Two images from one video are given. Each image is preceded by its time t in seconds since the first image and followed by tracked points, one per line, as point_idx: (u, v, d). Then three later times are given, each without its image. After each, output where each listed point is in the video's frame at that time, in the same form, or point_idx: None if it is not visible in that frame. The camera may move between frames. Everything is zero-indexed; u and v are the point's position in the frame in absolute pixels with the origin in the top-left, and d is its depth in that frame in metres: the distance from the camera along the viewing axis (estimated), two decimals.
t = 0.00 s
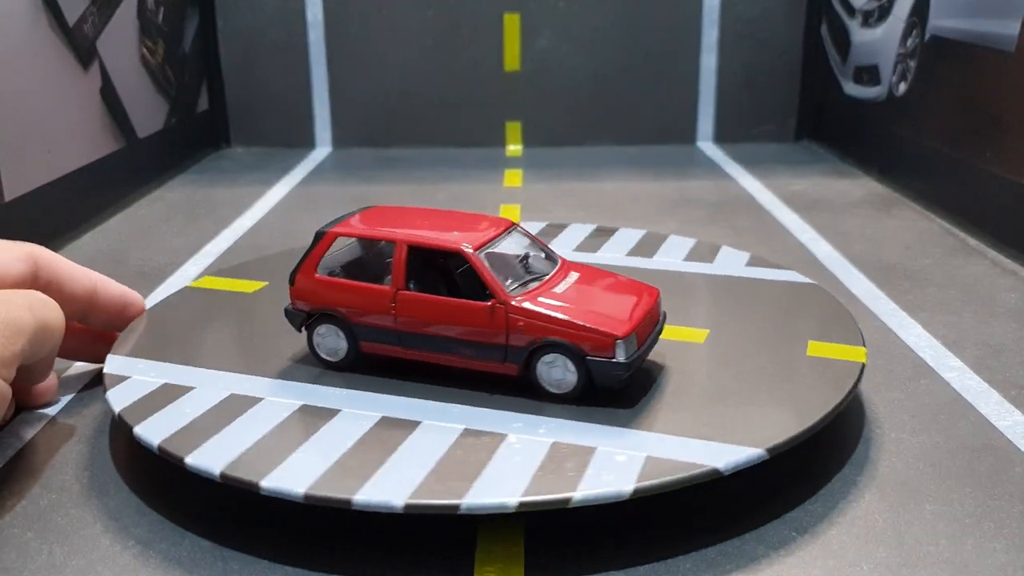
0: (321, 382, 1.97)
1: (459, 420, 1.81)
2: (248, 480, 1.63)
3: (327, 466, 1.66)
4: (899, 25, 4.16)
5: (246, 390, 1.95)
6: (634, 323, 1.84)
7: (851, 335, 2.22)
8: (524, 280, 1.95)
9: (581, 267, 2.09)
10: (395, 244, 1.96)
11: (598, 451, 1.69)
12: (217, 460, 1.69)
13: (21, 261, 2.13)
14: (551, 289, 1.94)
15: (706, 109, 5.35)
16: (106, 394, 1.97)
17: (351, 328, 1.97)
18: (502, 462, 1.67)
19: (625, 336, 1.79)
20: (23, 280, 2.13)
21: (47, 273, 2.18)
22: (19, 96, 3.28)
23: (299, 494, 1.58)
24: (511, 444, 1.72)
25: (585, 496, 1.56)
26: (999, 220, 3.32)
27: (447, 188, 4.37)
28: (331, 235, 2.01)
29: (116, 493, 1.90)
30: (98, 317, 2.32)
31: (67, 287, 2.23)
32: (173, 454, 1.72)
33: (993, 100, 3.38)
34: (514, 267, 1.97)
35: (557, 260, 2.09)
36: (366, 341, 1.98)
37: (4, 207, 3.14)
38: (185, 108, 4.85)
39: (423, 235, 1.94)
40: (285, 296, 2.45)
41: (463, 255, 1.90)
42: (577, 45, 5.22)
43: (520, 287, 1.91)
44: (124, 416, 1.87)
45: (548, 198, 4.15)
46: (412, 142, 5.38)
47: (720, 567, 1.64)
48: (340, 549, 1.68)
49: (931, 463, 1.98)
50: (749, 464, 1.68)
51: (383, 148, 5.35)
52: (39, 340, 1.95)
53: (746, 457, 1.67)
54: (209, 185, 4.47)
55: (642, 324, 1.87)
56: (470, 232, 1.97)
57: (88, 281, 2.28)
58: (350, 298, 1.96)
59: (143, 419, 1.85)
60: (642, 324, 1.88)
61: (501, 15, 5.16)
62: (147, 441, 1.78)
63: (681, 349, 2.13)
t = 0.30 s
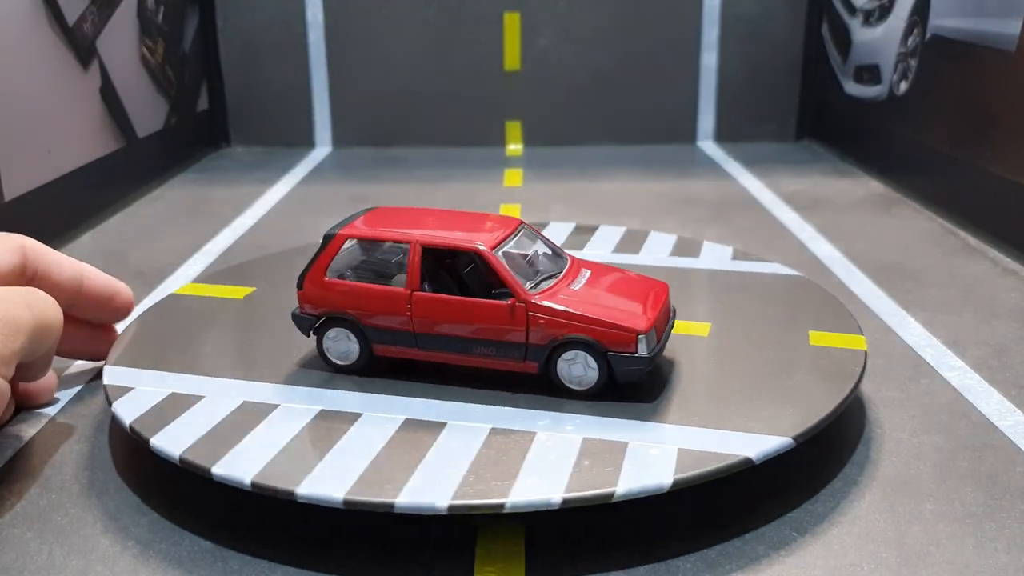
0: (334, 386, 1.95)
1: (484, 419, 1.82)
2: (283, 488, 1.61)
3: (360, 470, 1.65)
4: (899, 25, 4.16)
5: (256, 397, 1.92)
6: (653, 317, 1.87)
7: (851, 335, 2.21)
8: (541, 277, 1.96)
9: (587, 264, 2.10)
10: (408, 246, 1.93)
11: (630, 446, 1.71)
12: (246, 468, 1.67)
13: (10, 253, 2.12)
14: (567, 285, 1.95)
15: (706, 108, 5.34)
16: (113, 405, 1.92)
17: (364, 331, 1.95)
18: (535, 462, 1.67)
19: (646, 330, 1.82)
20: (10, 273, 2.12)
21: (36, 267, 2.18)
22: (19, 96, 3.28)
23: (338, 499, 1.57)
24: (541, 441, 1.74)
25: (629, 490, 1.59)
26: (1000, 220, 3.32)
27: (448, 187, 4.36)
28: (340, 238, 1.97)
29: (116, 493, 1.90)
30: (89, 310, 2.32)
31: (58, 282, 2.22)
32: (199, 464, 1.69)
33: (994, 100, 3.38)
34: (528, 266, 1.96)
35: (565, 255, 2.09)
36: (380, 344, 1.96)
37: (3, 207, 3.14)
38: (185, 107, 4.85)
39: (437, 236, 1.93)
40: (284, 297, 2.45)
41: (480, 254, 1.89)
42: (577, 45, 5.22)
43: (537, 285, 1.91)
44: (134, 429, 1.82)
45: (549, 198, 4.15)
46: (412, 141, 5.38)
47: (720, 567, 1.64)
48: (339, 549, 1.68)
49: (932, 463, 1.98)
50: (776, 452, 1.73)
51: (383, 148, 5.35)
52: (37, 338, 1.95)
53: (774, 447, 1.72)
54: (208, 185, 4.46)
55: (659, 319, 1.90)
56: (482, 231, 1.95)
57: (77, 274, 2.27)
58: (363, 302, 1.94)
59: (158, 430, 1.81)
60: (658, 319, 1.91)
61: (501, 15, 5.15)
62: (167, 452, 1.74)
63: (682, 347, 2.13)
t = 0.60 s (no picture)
0: (337, 387, 1.95)
1: (494, 419, 1.81)
2: (298, 492, 1.61)
3: (376, 471, 1.65)
4: (899, 25, 4.16)
5: (259, 400, 1.91)
6: (661, 315, 1.88)
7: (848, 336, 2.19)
8: (548, 276, 1.96)
9: (590, 263, 2.11)
10: (414, 246, 1.93)
11: (644, 443, 1.72)
12: (259, 472, 1.66)
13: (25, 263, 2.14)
14: (574, 284, 1.96)
15: (706, 108, 5.34)
16: (116, 411, 1.91)
17: (370, 333, 1.94)
18: (549, 461, 1.67)
19: (655, 328, 1.83)
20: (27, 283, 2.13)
21: (49, 274, 2.19)
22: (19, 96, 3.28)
23: (354, 501, 1.57)
24: (555, 440, 1.73)
25: (648, 486, 1.60)
26: (1000, 220, 3.32)
27: (448, 187, 4.36)
28: (345, 240, 1.96)
29: (116, 493, 1.90)
30: (106, 314, 2.33)
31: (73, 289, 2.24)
32: (212, 470, 1.68)
33: (994, 100, 3.37)
34: (535, 265, 1.97)
35: (569, 255, 2.09)
36: (386, 345, 1.95)
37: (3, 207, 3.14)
38: (185, 107, 4.84)
39: (443, 236, 1.92)
40: (285, 297, 2.45)
41: (488, 254, 1.89)
42: (577, 45, 5.22)
43: (544, 284, 1.92)
44: (141, 434, 1.81)
45: (550, 198, 4.15)
46: (412, 141, 5.38)
47: (720, 567, 1.64)
48: (339, 549, 1.68)
49: (932, 463, 1.97)
50: (788, 448, 1.74)
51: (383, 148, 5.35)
52: (39, 341, 1.95)
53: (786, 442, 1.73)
54: (208, 185, 4.45)
55: (665, 317, 1.91)
56: (487, 231, 1.96)
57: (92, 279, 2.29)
58: (369, 303, 1.93)
59: (163, 436, 1.80)
60: (665, 317, 1.92)
61: (501, 15, 5.15)
62: (177, 458, 1.73)
63: (682, 346, 2.13)
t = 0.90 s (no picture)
0: (343, 386, 1.95)
1: (514, 418, 1.82)
2: (332, 498, 1.58)
3: (406, 475, 1.64)
4: (899, 25, 4.16)
5: (270, 406, 1.88)
6: (674, 310, 1.91)
7: (846, 334, 2.18)
8: (561, 274, 1.97)
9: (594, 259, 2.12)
10: (426, 247, 1.92)
11: (669, 438, 1.74)
12: (289, 479, 1.63)
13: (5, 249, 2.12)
14: (585, 280, 1.97)
15: (706, 108, 5.34)
16: (125, 422, 1.85)
17: (383, 335, 1.94)
18: (580, 460, 1.67)
19: (670, 324, 1.85)
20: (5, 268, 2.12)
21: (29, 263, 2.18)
22: (19, 96, 3.28)
23: (392, 504, 1.56)
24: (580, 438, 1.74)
25: (684, 480, 1.62)
26: (1000, 220, 3.31)
27: (448, 187, 4.36)
28: (354, 242, 1.95)
29: (116, 493, 1.90)
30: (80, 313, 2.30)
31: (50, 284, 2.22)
32: (239, 481, 1.65)
33: (994, 100, 3.37)
34: (546, 263, 1.98)
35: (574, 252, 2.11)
36: (399, 348, 1.95)
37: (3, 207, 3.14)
38: (185, 107, 4.85)
39: (456, 237, 1.92)
40: (285, 297, 2.44)
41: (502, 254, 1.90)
42: (578, 44, 5.22)
43: (558, 282, 1.93)
44: (157, 445, 1.77)
45: (549, 198, 4.14)
46: (412, 141, 5.38)
47: (721, 567, 1.64)
48: (338, 550, 1.68)
49: (932, 463, 1.97)
50: (808, 437, 1.77)
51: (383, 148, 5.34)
52: (37, 339, 1.95)
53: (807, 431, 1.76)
54: (207, 185, 4.45)
55: (677, 312, 1.94)
56: (498, 231, 1.96)
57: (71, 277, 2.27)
58: (382, 305, 1.92)
59: (181, 445, 1.76)
60: (677, 312, 1.95)
61: (501, 15, 5.15)
62: (200, 470, 1.69)
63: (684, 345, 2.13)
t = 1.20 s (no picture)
0: (346, 385, 1.94)
1: (538, 415, 1.82)
2: (373, 503, 1.56)
3: (442, 476, 1.62)
4: (899, 25, 4.16)
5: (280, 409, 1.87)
6: (686, 305, 1.94)
7: (848, 333, 2.18)
8: (572, 271, 1.98)
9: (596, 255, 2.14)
10: (441, 249, 1.92)
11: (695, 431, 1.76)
12: (323, 485, 1.61)
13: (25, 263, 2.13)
14: (597, 277, 1.99)
15: (707, 107, 5.34)
16: (139, 436, 1.80)
17: (398, 338, 1.92)
18: (615, 457, 1.68)
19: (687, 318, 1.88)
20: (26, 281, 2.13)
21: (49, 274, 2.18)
22: (19, 96, 3.28)
23: (435, 506, 1.54)
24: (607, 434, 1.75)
25: (721, 470, 1.65)
26: (1000, 220, 3.31)
27: (448, 187, 4.36)
28: (365, 246, 1.92)
29: (116, 493, 1.90)
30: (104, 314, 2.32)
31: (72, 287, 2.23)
32: (273, 489, 1.61)
33: (993, 99, 3.37)
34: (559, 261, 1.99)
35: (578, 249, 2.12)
36: (414, 350, 1.94)
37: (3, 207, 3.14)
38: (185, 107, 4.85)
39: (470, 238, 1.91)
40: (285, 296, 2.45)
41: (519, 254, 1.91)
42: (577, 44, 5.22)
43: (573, 280, 1.94)
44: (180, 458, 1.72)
45: (549, 198, 4.14)
46: (412, 141, 5.37)
47: (721, 567, 1.64)
48: (337, 550, 1.68)
49: (932, 463, 1.97)
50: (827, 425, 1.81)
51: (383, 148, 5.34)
52: (38, 341, 1.95)
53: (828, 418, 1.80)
54: (207, 185, 4.45)
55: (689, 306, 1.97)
56: (509, 231, 1.96)
57: (94, 279, 2.28)
58: (398, 309, 1.91)
59: (184, 449, 1.74)
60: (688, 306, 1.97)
61: (501, 15, 5.15)
62: (230, 481, 1.65)
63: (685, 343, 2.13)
